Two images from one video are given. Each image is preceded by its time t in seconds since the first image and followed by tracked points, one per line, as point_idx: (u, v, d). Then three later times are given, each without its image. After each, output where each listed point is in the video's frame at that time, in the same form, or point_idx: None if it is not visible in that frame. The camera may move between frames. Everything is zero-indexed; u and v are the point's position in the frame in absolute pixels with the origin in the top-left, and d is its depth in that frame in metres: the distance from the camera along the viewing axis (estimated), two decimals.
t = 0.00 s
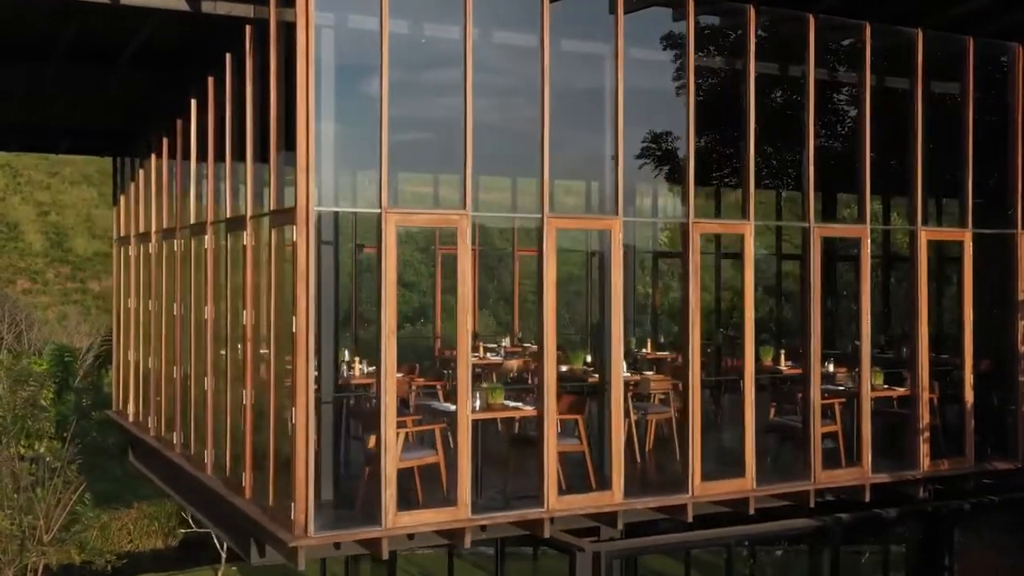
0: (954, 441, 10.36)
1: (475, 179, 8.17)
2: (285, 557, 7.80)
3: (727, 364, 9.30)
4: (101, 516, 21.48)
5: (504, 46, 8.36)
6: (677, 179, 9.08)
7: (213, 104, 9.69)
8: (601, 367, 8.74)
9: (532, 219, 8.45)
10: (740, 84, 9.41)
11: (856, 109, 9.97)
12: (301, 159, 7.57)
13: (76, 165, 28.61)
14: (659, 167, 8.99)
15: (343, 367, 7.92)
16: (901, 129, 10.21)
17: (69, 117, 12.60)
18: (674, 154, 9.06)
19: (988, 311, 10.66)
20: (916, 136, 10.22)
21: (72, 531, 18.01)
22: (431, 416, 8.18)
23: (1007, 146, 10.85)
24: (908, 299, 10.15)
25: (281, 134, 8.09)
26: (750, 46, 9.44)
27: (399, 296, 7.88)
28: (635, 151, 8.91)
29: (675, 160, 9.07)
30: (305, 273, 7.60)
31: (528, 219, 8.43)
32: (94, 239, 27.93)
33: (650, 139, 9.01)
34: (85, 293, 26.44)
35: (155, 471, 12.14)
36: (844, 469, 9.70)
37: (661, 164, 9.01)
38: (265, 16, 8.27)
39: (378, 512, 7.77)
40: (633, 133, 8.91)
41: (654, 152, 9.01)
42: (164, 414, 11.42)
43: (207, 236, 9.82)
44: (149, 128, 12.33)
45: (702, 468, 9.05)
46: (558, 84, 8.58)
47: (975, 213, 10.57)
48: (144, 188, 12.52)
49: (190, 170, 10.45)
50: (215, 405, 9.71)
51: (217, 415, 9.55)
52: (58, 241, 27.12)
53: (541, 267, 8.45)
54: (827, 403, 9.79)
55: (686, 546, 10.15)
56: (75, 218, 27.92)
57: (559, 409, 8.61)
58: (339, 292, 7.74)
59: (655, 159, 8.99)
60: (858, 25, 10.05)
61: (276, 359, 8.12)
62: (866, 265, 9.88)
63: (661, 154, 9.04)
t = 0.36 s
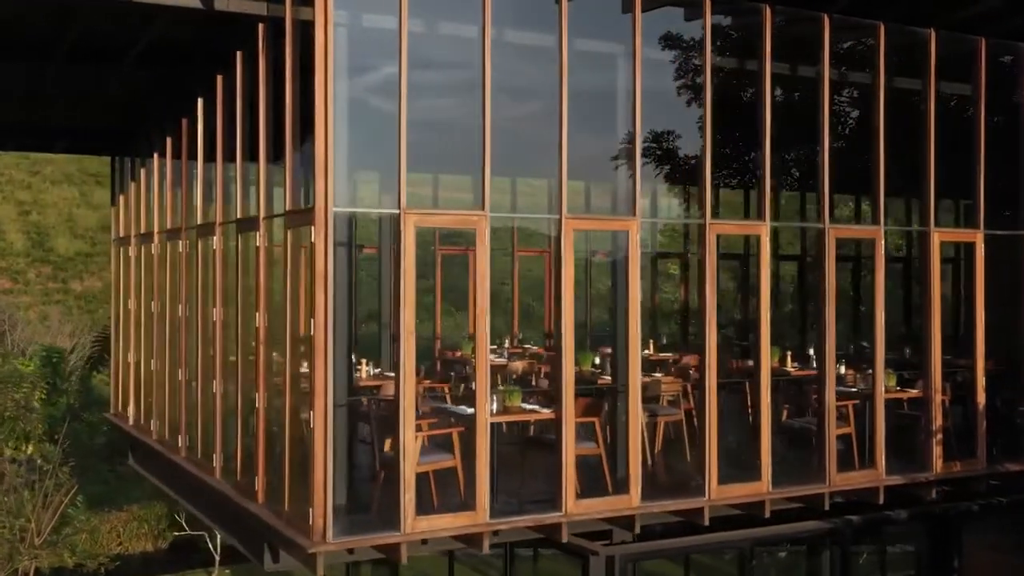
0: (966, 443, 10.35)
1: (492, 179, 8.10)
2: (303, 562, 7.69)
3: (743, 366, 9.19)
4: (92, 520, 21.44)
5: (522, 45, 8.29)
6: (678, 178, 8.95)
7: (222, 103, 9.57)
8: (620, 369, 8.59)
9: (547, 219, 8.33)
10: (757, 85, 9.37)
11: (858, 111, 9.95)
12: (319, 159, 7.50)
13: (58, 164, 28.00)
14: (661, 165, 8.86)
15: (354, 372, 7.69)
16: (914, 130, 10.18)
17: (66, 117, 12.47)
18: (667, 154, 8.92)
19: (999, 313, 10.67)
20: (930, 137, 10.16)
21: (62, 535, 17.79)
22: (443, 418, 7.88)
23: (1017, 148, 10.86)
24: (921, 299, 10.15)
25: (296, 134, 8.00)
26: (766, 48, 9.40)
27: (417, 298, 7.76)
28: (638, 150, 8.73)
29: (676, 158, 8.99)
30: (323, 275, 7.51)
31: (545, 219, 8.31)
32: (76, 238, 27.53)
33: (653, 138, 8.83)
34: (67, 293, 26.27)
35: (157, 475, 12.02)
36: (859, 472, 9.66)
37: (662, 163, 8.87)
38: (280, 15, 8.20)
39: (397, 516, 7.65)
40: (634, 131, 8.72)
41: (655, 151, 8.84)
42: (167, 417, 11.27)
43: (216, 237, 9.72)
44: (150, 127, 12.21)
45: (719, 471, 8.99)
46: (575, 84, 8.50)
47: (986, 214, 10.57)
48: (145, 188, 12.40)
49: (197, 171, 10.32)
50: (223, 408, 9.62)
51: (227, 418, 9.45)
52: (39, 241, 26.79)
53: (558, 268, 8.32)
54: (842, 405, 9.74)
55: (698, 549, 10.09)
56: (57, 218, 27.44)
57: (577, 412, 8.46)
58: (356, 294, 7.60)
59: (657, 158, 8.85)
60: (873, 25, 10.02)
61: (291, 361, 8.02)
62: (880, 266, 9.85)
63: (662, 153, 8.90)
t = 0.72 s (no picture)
0: (976, 444, 10.34)
1: (511, 180, 7.99)
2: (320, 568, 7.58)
3: (758, 368, 9.16)
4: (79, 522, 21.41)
5: (536, 45, 8.19)
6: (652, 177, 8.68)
7: (232, 102, 9.51)
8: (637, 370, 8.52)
9: (564, 219, 8.28)
10: (771, 86, 9.34)
11: (857, 111, 9.80)
12: (336, 157, 7.37)
13: (36, 162, 26.71)
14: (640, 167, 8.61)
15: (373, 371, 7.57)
16: (922, 129, 10.16)
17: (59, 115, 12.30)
18: (671, 151, 8.83)
19: (1009, 314, 10.63)
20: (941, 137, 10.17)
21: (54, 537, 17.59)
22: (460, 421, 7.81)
23: None
24: (931, 299, 10.16)
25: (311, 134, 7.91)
26: (781, 49, 9.39)
27: (434, 298, 7.66)
28: (609, 152, 8.51)
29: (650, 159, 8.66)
30: (342, 278, 7.41)
31: (561, 218, 8.25)
32: (54, 238, 26.50)
33: (627, 140, 8.61)
34: (47, 293, 25.51)
35: (159, 477, 11.88)
36: (871, 473, 9.62)
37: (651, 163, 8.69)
38: (294, 13, 8.10)
39: (415, 521, 7.54)
40: (607, 133, 8.50)
41: (629, 152, 8.60)
42: (170, 419, 11.14)
43: (222, 237, 9.64)
44: (150, 125, 12.06)
45: (734, 473, 8.93)
46: (591, 84, 8.42)
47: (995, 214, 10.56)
48: (145, 187, 12.25)
49: (203, 170, 10.21)
50: (232, 410, 9.50)
51: (237, 421, 9.33)
52: (17, 240, 25.82)
53: (576, 269, 8.25)
54: (856, 406, 9.68)
55: (709, 551, 10.03)
56: (35, 217, 26.42)
57: (594, 413, 8.37)
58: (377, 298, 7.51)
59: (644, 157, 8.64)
60: (885, 25, 10.02)
61: (306, 364, 7.93)
62: (891, 268, 9.86)
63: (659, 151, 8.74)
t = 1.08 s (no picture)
0: (985, 445, 10.34)
1: (527, 181, 7.95)
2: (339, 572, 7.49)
3: (772, 369, 9.14)
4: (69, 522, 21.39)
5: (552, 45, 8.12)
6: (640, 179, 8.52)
7: (242, 102, 9.50)
8: (653, 371, 8.53)
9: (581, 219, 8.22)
10: (784, 87, 9.32)
11: (859, 109, 9.72)
12: (353, 156, 7.30)
13: (18, 161, 25.91)
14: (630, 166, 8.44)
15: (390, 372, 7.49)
16: (929, 131, 10.19)
17: (60, 114, 12.19)
18: (674, 151, 8.65)
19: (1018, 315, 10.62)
20: (950, 141, 10.24)
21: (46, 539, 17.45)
22: (478, 423, 7.74)
23: None
24: (941, 300, 10.13)
25: (327, 132, 7.83)
26: (794, 49, 9.35)
27: (454, 298, 7.55)
28: (609, 152, 8.35)
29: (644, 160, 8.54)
30: (361, 278, 7.31)
31: (578, 219, 8.18)
32: (36, 238, 25.60)
33: (626, 140, 8.47)
34: (27, 293, 24.79)
35: (161, 480, 11.76)
36: (883, 474, 9.60)
37: (636, 165, 8.48)
38: (310, 12, 8.05)
39: (433, 524, 7.46)
40: (608, 132, 8.35)
41: (628, 153, 8.47)
42: (174, 421, 11.04)
43: (231, 237, 9.63)
44: (153, 125, 11.96)
45: (749, 475, 8.89)
46: (608, 85, 8.35)
47: (1005, 214, 10.56)
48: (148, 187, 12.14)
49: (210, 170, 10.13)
50: (242, 412, 9.41)
51: (247, 424, 9.24)
52: None
53: (593, 270, 8.18)
54: (869, 407, 9.67)
55: (720, 553, 9.98)
56: (16, 216, 25.58)
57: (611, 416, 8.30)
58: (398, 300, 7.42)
59: (631, 159, 8.45)
60: (896, 25, 10.00)
61: (322, 365, 7.85)
62: (902, 267, 9.81)
63: (633, 153, 8.51)
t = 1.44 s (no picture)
0: (996, 446, 10.36)
1: (548, 184, 7.89)
2: None
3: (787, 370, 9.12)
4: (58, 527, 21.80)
5: (570, 45, 8.05)
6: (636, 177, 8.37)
7: (254, 102, 9.48)
8: (670, 372, 8.46)
9: (600, 220, 8.17)
10: (799, 88, 9.33)
11: (885, 113, 9.83)
12: (376, 157, 7.18)
13: None
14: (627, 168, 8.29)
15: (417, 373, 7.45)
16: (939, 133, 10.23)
17: (60, 111, 12.05)
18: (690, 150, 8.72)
19: None
20: (960, 142, 10.29)
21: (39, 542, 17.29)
22: (500, 424, 7.70)
23: None
24: (954, 301, 10.13)
25: (345, 125, 7.74)
26: (809, 50, 9.37)
27: (475, 300, 7.49)
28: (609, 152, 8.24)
29: (644, 158, 8.43)
30: (380, 283, 7.19)
31: (597, 221, 8.14)
32: (13, 237, 25.46)
33: (627, 140, 8.34)
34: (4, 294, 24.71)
35: (165, 483, 11.66)
36: (896, 475, 9.59)
37: (634, 166, 8.34)
38: (327, 9, 7.96)
39: (454, 527, 7.38)
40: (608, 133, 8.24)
41: (628, 153, 8.33)
42: (179, 422, 10.95)
43: (241, 238, 9.57)
44: (156, 123, 11.85)
45: (765, 476, 8.86)
46: (625, 87, 8.35)
47: (1014, 215, 10.60)
48: (150, 186, 12.02)
49: (220, 170, 10.03)
50: (252, 414, 9.34)
51: (259, 426, 9.17)
52: None
53: (613, 271, 8.13)
54: (883, 407, 9.66)
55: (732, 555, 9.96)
56: None
57: (629, 418, 8.24)
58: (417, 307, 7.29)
59: (631, 161, 8.32)
60: (909, 26, 10.03)
61: (340, 366, 7.78)
62: (914, 268, 9.79)
63: (635, 154, 8.38)
